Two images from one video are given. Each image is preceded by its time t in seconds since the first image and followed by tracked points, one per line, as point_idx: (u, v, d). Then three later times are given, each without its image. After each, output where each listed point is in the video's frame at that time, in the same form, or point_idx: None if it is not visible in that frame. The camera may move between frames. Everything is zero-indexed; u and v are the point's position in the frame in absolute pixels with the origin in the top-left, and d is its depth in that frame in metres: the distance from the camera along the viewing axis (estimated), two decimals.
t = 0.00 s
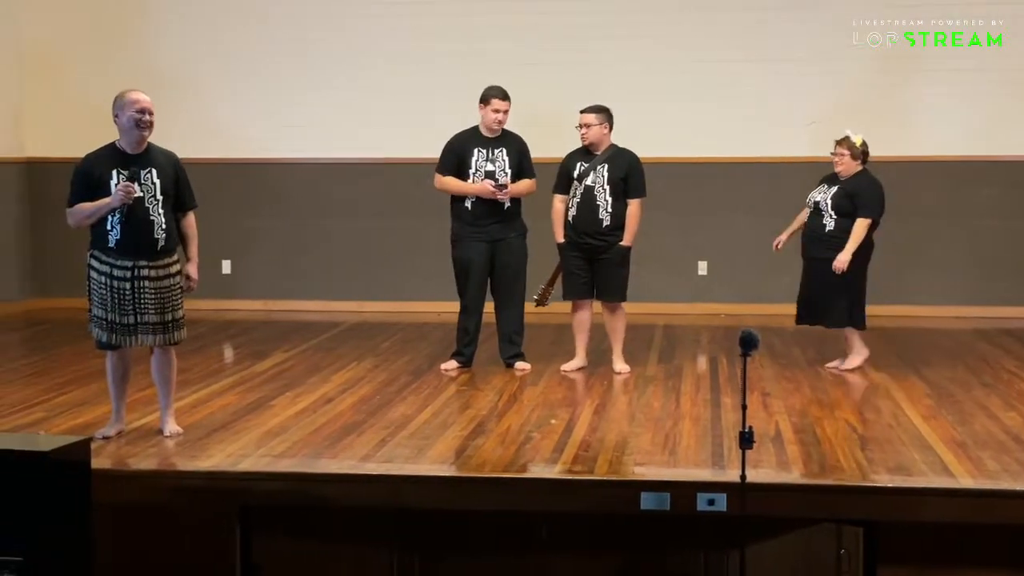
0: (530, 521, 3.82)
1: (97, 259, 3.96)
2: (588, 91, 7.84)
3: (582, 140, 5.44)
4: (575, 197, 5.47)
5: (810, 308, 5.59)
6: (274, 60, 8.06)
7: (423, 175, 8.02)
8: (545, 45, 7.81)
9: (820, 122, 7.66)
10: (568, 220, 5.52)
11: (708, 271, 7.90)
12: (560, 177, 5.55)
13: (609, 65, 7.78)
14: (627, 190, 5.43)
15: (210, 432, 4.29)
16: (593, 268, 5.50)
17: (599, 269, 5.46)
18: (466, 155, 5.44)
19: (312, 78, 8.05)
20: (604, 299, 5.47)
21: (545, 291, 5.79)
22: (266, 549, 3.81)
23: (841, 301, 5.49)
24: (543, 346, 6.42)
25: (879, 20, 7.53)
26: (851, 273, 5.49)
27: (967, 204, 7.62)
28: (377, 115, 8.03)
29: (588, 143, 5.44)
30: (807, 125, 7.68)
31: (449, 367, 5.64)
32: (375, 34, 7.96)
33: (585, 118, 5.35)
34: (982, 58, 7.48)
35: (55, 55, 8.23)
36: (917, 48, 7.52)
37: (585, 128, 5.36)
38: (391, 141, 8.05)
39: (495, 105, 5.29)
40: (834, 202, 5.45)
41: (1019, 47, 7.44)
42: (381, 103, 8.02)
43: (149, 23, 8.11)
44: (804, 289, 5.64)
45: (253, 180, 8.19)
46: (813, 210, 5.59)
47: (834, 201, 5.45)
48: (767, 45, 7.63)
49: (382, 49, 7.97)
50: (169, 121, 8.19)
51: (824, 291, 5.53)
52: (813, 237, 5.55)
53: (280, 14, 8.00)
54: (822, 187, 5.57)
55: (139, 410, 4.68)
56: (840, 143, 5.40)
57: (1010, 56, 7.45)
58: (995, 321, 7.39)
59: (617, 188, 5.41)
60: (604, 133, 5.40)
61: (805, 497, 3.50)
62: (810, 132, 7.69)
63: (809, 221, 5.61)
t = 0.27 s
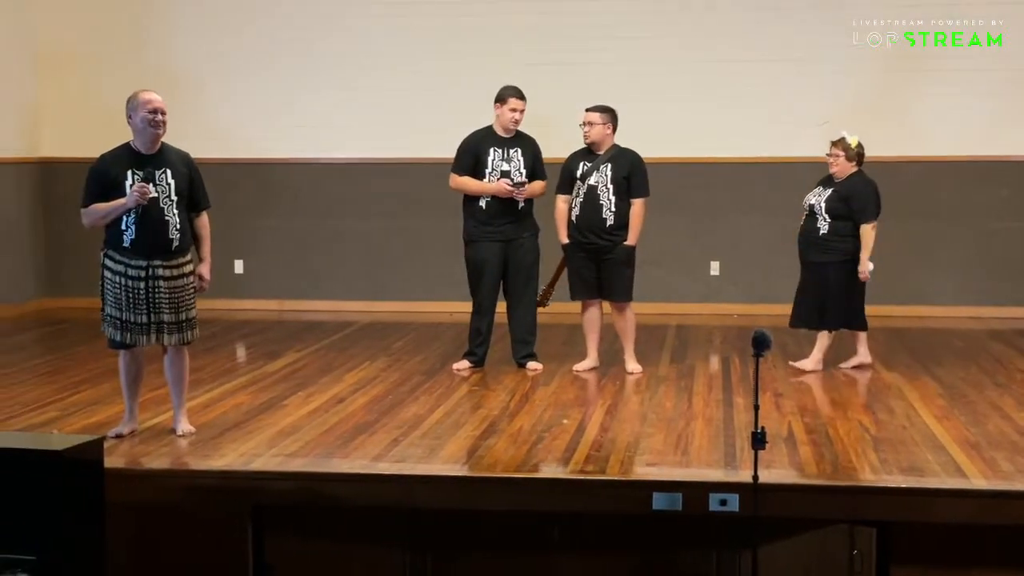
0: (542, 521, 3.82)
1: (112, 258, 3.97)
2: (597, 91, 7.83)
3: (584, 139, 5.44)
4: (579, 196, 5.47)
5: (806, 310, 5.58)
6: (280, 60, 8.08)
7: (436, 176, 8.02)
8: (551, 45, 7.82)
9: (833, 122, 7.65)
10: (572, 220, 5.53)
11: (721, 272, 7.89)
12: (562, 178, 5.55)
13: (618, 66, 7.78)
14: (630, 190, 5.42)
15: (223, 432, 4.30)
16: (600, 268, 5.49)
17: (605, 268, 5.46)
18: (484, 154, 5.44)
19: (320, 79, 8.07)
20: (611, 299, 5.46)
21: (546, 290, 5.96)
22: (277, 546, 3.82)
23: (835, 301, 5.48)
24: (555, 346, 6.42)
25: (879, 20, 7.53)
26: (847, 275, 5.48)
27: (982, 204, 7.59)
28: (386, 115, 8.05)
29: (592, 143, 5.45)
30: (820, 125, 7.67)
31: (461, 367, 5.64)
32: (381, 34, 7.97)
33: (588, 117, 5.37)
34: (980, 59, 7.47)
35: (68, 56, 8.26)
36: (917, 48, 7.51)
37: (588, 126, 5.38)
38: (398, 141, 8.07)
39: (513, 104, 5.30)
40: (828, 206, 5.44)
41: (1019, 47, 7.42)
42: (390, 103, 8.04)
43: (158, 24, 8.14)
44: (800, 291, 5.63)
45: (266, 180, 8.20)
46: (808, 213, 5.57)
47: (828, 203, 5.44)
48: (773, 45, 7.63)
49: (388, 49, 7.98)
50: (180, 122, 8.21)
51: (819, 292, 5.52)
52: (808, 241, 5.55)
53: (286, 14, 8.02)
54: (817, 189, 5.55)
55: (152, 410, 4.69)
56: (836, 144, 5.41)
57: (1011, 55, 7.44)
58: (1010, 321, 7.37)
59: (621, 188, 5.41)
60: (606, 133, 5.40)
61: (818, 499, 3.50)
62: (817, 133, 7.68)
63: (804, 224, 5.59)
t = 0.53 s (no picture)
0: (555, 521, 3.83)
1: (125, 258, 3.99)
2: (607, 91, 7.83)
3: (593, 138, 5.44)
4: (588, 196, 5.47)
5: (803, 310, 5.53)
6: (287, 60, 8.10)
7: (449, 175, 8.03)
8: (557, 44, 7.83)
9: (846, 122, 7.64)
10: (581, 220, 5.53)
11: (734, 272, 7.88)
12: (570, 178, 5.53)
13: (627, 66, 7.78)
14: (640, 190, 5.43)
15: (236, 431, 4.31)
16: (610, 267, 5.49)
17: (615, 268, 5.45)
18: (498, 153, 5.45)
19: (328, 78, 8.09)
20: (622, 299, 5.45)
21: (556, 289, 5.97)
22: (288, 543, 3.83)
23: (831, 301, 5.43)
24: (567, 346, 6.42)
25: (879, 20, 7.53)
26: (841, 273, 5.43)
27: (996, 204, 7.56)
28: (395, 114, 8.06)
29: (600, 143, 5.45)
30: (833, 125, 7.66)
31: (474, 367, 5.65)
32: (387, 34, 7.99)
33: (597, 117, 5.37)
34: (979, 59, 7.47)
35: (80, 57, 8.29)
36: (917, 48, 7.51)
37: (598, 126, 5.37)
38: (407, 141, 8.08)
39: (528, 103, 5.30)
40: (820, 205, 5.39)
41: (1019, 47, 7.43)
42: (398, 103, 8.05)
43: (167, 25, 8.16)
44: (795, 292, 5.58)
45: (278, 180, 8.21)
46: (801, 211, 5.54)
47: (821, 202, 5.39)
48: (780, 45, 7.63)
49: (396, 49, 7.99)
50: (191, 121, 8.22)
51: (815, 292, 5.47)
52: (802, 239, 5.51)
53: (294, 14, 8.04)
54: (810, 187, 5.51)
55: (166, 409, 4.71)
56: (830, 141, 5.36)
57: (1012, 54, 7.44)
58: None
59: (630, 187, 5.41)
60: (616, 133, 5.40)
61: (831, 499, 3.49)
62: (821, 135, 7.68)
63: (797, 222, 5.56)
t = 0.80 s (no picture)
0: (568, 521, 3.83)
1: (139, 258, 4.00)
2: (617, 90, 7.83)
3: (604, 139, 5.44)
4: (600, 197, 5.47)
5: (801, 313, 5.52)
6: (295, 61, 8.12)
7: (462, 175, 8.03)
8: (564, 43, 7.83)
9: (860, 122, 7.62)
10: (594, 221, 5.52)
11: (746, 272, 7.86)
12: (582, 178, 5.51)
13: (637, 66, 7.77)
14: (652, 189, 5.41)
15: (250, 431, 4.32)
16: (623, 268, 5.49)
17: (628, 268, 5.45)
18: (509, 153, 5.47)
19: (337, 78, 8.10)
20: (635, 299, 5.46)
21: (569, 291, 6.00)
22: (302, 543, 3.84)
23: (828, 303, 5.42)
24: (580, 346, 6.42)
25: (879, 20, 7.51)
26: (837, 274, 5.42)
27: (1008, 204, 7.53)
28: (403, 114, 8.07)
29: (611, 143, 5.45)
30: (847, 125, 7.64)
31: (486, 367, 5.65)
32: (394, 34, 8.00)
33: (608, 117, 5.37)
34: (978, 59, 7.46)
35: (94, 57, 8.31)
36: (918, 48, 7.50)
37: (608, 126, 5.38)
38: (416, 142, 8.10)
39: (539, 103, 5.29)
40: (814, 206, 5.38)
41: (1019, 47, 7.41)
42: (407, 103, 8.06)
43: (177, 25, 8.18)
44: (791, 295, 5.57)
45: (291, 180, 8.22)
46: (796, 213, 5.53)
47: (816, 204, 5.38)
48: (787, 45, 7.62)
49: (404, 49, 8.00)
50: (202, 121, 8.24)
51: (811, 294, 5.46)
52: (797, 241, 5.50)
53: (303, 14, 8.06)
54: (804, 189, 5.50)
55: (180, 408, 4.72)
56: (822, 143, 5.35)
57: (1011, 55, 7.43)
58: None
59: (642, 186, 5.41)
60: (627, 133, 5.40)
61: (844, 500, 3.48)
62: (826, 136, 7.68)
63: (792, 224, 5.55)
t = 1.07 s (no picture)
0: (580, 520, 3.83)
1: (153, 258, 4.01)
2: (626, 90, 7.82)
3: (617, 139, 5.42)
4: (614, 198, 5.46)
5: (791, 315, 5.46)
6: (303, 61, 8.14)
7: (474, 175, 8.03)
8: (571, 43, 7.83)
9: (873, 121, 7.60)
10: (607, 221, 5.51)
11: (759, 272, 7.84)
12: (597, 179, 5.50)
13: (647, 66, 7.77)
14: (666, 189, 5.42)
15: (262, 430, 4.33)
16: (637, 268, 5.48)
17: (643, 268, 5.44)
18: (520, 153, 5.47)
19: (347, 79, 8.11)
20: (647, 299, 5.45)
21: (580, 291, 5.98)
22: (316, 541, 3.85)
23: (819, 304, 5.38)
24: (592, 346, 6.42)
25: (879, 20, 7.51)
26: (829, 276, 5.39)
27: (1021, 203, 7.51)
28: (413, 114, 8.08)
29: (624, 143, 5.44)
30: (858, 125, 7.63)
31: (498, 367, 5.65)
32: (402, 34, 8.01)
33: (620, 117, 5.36)
34: (979, 59, 7.46)
35: (108, 56, 8.34)
36: (917, 48, 7.49)
37: (621, 126, 5.37)
38: (424, 142, 8.10)
39: (551, 104, 5.28)
40: (807, 207, 5.35)
41: (1020, 48, 7.41)
42: (416, 102, 8.07)
43: (188, 25, 8.20)
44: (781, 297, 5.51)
45: (303, 180, 8.23)
46: (784, 216, 5.48)
47: (808, 205, 5.35)
48: (795, 45, 7.61)
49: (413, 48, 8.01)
50: (214, 122, 8.27)
51: (802, 296, 5.41)
52: (786, 244, 5.44)
53: (312, 14, 8.07)
54: (794, 191, 5.47)
55: (192, 408, 4.73)
56: (810, 145, 5.29)
57: (1012, 55, 7.42)
58: None
59: (655, 187, 5.41)
60: (639, 133, 5.39)
61: (856, 500, 3.48)
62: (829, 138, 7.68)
63: (780, 226, 5.50)
